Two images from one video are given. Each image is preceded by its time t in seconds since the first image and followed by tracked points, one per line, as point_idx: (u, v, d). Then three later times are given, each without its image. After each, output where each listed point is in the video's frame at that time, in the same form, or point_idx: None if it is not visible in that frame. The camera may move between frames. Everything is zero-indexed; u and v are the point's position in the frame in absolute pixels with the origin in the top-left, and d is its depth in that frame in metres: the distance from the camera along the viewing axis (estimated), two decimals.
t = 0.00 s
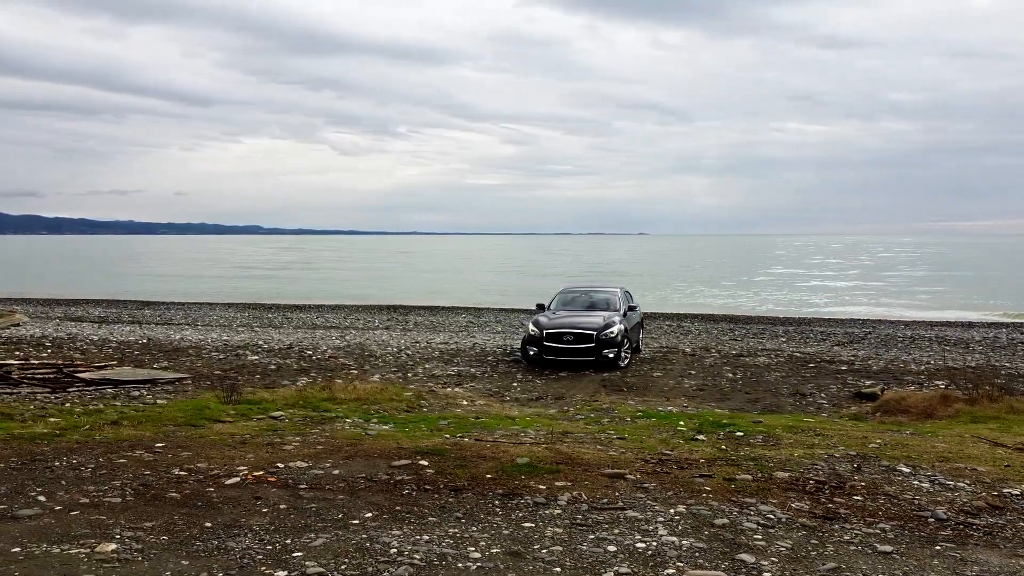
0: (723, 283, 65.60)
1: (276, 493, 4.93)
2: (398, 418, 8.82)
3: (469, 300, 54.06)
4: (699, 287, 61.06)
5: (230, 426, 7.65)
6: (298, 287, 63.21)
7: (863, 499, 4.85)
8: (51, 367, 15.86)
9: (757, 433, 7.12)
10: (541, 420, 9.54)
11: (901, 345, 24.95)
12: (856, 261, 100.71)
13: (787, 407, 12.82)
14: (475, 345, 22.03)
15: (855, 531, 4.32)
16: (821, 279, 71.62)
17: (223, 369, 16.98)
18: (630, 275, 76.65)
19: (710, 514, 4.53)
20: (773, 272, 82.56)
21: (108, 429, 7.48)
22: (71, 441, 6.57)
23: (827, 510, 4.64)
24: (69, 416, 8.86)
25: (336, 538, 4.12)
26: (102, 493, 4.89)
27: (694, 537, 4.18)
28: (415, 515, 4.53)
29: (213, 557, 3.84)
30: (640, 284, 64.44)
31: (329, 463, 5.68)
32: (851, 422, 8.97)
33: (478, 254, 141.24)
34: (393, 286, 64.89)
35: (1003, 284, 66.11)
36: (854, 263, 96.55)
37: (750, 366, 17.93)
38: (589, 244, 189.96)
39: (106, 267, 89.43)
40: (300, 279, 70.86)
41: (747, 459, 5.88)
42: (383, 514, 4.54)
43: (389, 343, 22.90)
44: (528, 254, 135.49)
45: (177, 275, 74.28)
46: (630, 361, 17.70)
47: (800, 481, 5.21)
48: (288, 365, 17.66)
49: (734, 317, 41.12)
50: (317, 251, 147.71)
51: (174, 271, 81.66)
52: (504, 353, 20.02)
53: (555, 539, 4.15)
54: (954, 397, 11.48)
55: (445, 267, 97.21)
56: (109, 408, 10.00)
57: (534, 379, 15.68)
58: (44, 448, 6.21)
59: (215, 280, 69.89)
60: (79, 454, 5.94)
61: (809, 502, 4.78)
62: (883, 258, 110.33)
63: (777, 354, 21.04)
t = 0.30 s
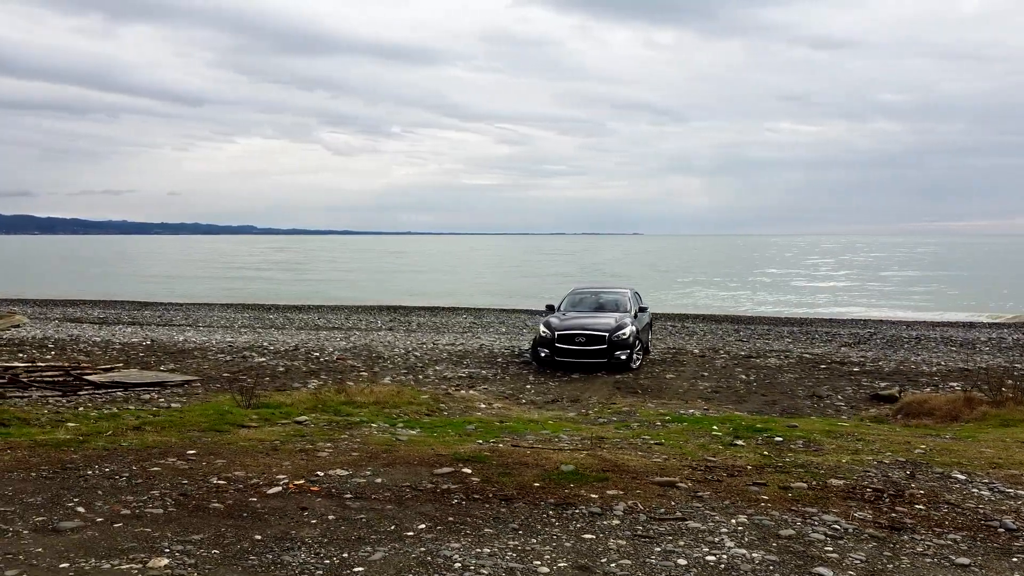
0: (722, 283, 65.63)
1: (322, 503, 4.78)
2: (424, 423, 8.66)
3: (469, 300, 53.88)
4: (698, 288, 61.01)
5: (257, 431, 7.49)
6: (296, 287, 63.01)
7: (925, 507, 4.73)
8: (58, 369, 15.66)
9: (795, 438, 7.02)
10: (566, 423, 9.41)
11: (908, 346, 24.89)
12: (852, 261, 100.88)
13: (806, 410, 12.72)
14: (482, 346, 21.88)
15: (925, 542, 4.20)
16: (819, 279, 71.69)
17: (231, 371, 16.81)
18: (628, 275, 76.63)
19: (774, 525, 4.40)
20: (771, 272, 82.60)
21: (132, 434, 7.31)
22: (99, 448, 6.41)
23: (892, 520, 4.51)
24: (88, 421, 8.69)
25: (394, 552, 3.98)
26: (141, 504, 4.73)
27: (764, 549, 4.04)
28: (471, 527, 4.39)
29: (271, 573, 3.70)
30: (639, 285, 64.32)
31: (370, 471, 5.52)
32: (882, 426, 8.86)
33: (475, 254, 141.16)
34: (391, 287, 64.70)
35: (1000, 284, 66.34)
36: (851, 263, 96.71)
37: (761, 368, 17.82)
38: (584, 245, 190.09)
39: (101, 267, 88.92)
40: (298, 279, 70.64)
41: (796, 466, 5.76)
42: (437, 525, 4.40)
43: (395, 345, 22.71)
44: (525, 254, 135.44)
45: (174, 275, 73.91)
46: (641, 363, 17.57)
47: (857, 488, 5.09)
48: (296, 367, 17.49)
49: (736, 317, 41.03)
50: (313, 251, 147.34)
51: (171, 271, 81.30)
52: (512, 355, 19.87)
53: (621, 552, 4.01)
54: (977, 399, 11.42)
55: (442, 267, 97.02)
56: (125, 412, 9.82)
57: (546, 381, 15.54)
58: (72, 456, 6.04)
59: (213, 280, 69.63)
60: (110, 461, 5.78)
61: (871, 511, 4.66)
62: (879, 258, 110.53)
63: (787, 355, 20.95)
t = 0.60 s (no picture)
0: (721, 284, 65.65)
1: (372, 514, 4.63)
2: (451, 427, 8.52)
3: (469, 301, 53.76)
4: (698, 288, 60.99)
5: (286, 437, 7.34)
6: (295, 287, 62.86)
7: (992, 516, 4.61)
8: (66, 372, 15.49)
9: (837, 443, 6.90)
10: (592, 427, 9.28)
11: (916, 346, 24.84)
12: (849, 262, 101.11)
13: (825, 412, 12.63)
14: (489, 348, 21.74)
15: (1000, 553, 4.08)
16: (817, 279, 71.76)
17: (239, 373, 16.65)
18: (627, 275, 76.65)
19: (843, 537, 4.27)
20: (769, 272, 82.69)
21: (158, 440, 7.16)
22: (129, 454, 6.25)
23: (962, 530, 4.39)
24: (108, 425, 8.53)
25: (459, 566, 3.84)
26: (186, 515, 4.58)
27: (839, 562, 3.91)
28: (531, 538, 4.25)
29: None
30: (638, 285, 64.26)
31: (414, 478, 5.38)
32: (914, 429, 8.76)
33: (472, 254, 141.15)
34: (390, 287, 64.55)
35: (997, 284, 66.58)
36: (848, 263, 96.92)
37: (773, 369, 17.75)
38: (580, 245, 190.18)
39: (96, 267, 88.49)
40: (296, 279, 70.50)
41: (847, 473, 5.63)
42: (496, 537, 4.26)
43: (401, 346, 22.57)
44: (522, 254, 135.43)
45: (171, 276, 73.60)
46: (653, 365, 17.46)
47: (918, 496, 4.96)
48: (304, 369, 17.34)
49: (738, 317, 40.98)
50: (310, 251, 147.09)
51: (167, 271, 81.01)
52: (521, 356, 19.75)
53: (691, 565, 3.88)
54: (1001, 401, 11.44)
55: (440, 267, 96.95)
56: (142, 417, 9.66)
57: (559, 383, 15.42)
58: (104, 463, 5.88)
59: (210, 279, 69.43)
60: (144, 469, 5.62)
61: (937, 520, 4.54)
62: (875, 258, 110.84)
63: (797, 356, 20.88)
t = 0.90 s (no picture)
0: (719, 284, 65.67)
1: (425, 524, 4.50)
2: (479, 431, 8.38)
3: (468, 301, 53.62)
4: (696, 288, 60.99)
5: (316, 442, 7.20)
6: (293, 287, 62.62)
7: None
8: (74, 374, 15.31)
9: (879, 448, 6.78)
10: (618, 431, 9.15)
11: (922, 347, 24.79)
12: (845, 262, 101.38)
13: (844, 414, 12.54)
14: (496, 349, 21.62)
15: None
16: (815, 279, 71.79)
17: (247, 376, 16.48)
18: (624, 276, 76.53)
19: (913, 547, 4.16)
20: (766, 271, 82.81)
21: (185, 445, 7.01)
22: (161, 461, 6.10)
23: None
24: (129, 430, 8.36)
25: None
26: (233, 526, 4.44)
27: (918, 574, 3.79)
28: (593, 549, 4.13)
29: None
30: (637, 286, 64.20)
31: (461, 485, 5.23)
32: (945, 432, 8.65)
33: (468, 254, 140.97)
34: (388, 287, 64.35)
35: (995, 284, 66.74)
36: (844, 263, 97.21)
37: (785, 370, 17.67)
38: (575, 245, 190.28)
39: (92, 267, 87.98)
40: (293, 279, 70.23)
41: (899, 479, 5.52)
42: (558, 549, 4.13)
43: (407, 347, 22.43)
44: (518, 254, 135.31)
45: (168, 276, 73.27)
46: (664, 366, 17.34)
47: (979, 504, 4.85)
48: (313, 370, 17.16)
49: (739, 317, 40.93)
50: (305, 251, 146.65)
51: (163, 271, 80.67)
52: (530, 357, 19.62)
53: None
54: None
55: (437, 267, 96.78)
56: (160, 422, 9.50)
57: (572, 385, 15.29)
58: (136, 470, 5.73)
59: (207, 279, 69.11)
60: (180, 477, 5.47)
61: (1005, 529, 4.42)
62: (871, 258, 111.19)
63: (806, 357, 20.79)
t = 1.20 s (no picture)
0: (715, 284, 65.72)
1: (479, 534, 4.37)
2: (505, 435, 8.26)
3: (466, 301, 53.43)
4: (694, 288, 60.95)
5: (345, 447, 7.06)
6: (289, 288, 62.37)
7: None
8: (78, 377, 15.12)
9: (920, 452, 6.68)
10: (643, 434, 9.04)
11: (926, 347, 24.77)
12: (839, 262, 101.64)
13: (861, 416, 12.46)
14: (501, 350, 21.49)
15: None
16: (811, 278, 71.86)
17: (254, 378, 16.29)
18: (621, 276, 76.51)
19: (985, 557, 4.05)
20: (761, 271, 82.90)
21: (211, 451, 6.86)
22: (192, 468, 5.96)
23: None
24: (149, 435, 8.21)
25: None
26: (282, 537, 4.29)
27: None
28: (658, 561, 4.01)
29: None
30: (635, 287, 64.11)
31: (508, 494, 5.11)
32: (976, 434, 8.57)
33: (463, 254, 140.74)
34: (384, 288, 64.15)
35: (990, 284, 66.98)
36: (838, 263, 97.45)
37: (794, 371, 17.60)
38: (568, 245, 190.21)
39: (84, 267, 87.29)
40: (288, 279, 69.93)
41: (951, 485, 5.41)
42: (622, 560, 4.01)
43: (412, 348, 22.29)
44: (513, 254, 135.17)
45: (162, 277, 72.85)
46: (674, 367, 17.25)
47: None
48: (320, 372, 17.00)
49: (739, 318, 40.87)
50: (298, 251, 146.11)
51: (158, 271, 80.25)
52: (538, 359, 19.50)
53: None
54: None
55: (432, 267, 96.60)
56: (176, 426, 9.34)
57: (583, 386, 15.19)
58: (169, 478, 5.58)
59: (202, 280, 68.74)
60: (217, 486, 5.32)
61: None
62: (865, 258, 111.53)
63: (812, 358, 20.72)
